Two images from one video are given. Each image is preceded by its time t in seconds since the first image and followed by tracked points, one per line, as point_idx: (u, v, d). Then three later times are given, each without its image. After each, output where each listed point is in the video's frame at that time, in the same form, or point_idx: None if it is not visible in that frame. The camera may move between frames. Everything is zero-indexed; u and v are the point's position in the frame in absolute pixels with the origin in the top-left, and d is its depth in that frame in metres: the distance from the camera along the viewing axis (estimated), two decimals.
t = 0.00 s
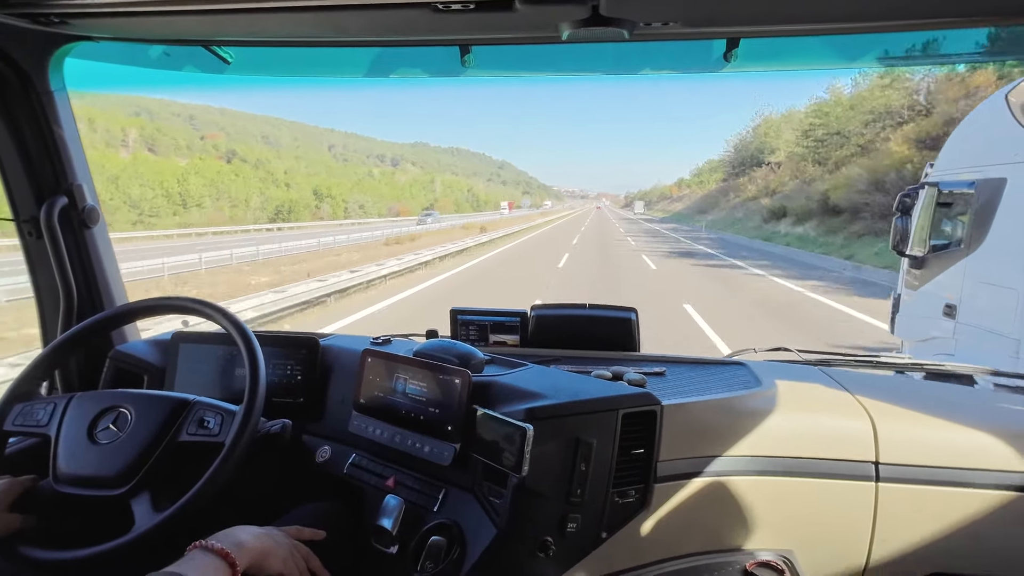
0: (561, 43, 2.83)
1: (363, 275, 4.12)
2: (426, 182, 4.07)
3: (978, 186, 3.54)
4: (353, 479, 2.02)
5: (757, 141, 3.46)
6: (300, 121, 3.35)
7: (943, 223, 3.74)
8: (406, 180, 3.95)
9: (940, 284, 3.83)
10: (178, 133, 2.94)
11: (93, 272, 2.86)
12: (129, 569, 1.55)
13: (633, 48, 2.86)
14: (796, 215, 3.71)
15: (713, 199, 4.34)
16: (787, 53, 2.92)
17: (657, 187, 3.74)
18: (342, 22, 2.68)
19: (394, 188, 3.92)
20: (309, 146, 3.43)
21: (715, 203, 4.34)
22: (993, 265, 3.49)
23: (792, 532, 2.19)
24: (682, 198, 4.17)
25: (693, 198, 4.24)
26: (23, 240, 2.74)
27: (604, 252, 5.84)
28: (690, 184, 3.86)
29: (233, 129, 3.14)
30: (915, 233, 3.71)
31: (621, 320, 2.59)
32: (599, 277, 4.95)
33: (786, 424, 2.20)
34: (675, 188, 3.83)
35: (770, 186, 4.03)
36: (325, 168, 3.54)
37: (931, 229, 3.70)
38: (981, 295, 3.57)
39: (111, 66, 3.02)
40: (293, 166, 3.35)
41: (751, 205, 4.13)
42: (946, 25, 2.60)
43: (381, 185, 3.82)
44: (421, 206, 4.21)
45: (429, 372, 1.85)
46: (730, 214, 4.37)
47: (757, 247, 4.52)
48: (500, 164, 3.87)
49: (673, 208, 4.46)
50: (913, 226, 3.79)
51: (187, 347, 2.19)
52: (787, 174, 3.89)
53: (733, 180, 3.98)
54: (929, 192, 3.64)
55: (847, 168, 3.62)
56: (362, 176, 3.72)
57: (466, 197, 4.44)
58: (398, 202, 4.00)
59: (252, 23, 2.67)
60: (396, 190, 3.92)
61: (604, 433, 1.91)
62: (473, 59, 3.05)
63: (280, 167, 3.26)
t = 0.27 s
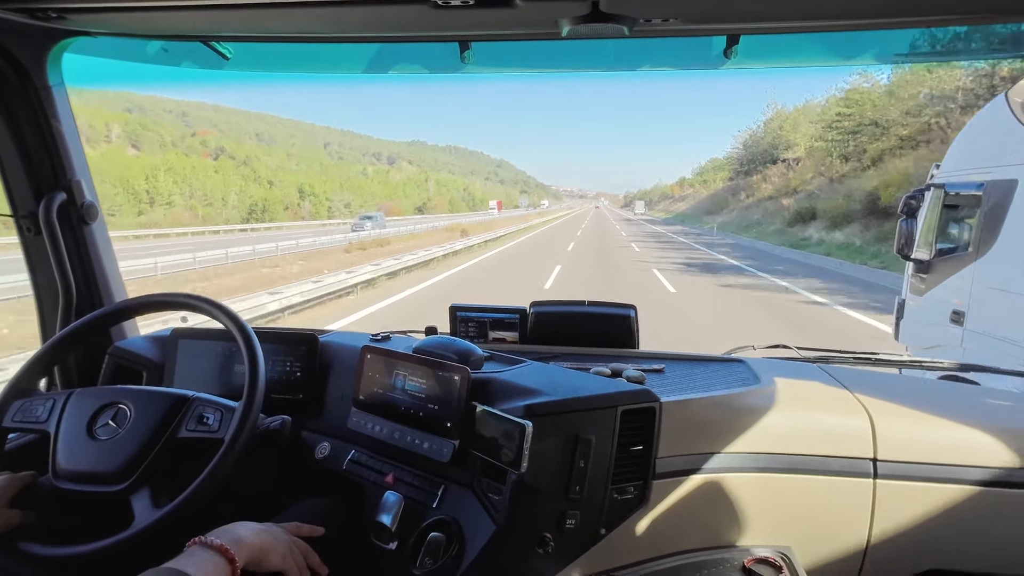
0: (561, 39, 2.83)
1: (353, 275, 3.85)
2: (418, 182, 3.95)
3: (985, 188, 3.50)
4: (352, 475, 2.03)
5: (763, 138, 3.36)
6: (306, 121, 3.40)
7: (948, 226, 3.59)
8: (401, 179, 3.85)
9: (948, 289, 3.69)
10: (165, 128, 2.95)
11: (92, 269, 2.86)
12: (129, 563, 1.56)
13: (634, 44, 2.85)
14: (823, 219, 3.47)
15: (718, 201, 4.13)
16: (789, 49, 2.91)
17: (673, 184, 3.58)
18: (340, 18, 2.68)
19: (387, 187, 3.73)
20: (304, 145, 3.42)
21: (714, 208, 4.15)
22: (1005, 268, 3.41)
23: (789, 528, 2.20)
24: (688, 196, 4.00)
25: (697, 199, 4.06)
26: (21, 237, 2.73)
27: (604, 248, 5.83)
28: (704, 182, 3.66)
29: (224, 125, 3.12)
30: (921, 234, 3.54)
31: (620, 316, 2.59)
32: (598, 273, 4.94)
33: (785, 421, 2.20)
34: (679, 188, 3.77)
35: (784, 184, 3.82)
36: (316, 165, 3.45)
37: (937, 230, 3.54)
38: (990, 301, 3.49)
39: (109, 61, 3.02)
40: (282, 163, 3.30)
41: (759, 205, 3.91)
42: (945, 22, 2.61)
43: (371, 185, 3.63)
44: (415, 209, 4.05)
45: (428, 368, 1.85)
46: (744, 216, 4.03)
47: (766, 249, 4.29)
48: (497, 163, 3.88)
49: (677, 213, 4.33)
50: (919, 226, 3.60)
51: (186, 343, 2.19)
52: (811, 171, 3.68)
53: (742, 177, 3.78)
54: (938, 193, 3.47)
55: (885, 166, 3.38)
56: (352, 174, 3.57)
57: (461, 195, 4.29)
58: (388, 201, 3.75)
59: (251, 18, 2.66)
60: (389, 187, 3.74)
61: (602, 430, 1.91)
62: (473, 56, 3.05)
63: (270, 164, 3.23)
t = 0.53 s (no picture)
0: (560, 40, 2.83)
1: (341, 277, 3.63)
2: (414, 181, 3.63)
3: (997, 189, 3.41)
4: (349, 476, 2.02)
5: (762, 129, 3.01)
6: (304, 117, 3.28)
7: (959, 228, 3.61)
8: (397, 178, 3.54)
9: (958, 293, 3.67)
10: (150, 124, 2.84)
11: (89, 268, 2.86)
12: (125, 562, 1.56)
13: (633, 45, 2.85)
14: (824, 218, 2.97)
15: (726, 200, 3.56)
16: (789, 51, 2.90)
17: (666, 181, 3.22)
18: (340, 18, 2.68)
19: (380, 186, 3.44)
20: (299, 142, 3.25)
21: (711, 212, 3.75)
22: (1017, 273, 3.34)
23: (787, 530, 2.21)
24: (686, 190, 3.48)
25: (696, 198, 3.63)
26: (18, 235, 2.72)
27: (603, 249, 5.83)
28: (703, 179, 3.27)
29: (219, 122, 3.04)
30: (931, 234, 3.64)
31: (618, 318, 2.59)
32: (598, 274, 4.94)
33: (783, 423, 2.20)
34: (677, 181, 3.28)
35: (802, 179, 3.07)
36: (310, 163, 3.24)
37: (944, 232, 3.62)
38: (1001, 305, 3.37)
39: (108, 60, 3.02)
40: (274, 161, 3.13)
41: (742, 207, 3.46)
42: (944, 25, 2.62)
43: (360, 185, 3.36)
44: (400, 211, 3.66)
45: (425, 369, 1.84)
46: (765, 219, 3.30)
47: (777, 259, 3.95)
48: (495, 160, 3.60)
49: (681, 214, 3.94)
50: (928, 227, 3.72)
51: (184, 342, 2.19)
52: (837, 165, 3.01)
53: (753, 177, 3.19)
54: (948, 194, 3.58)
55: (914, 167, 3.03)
56: (344, 172, 3.33)
57: (457, 195, 3.88)
58: (377, 198, 3.43)
59: (251, 18, 2.67)
60: (382, 186, 3.46)
61: (599, 431, 1.91)
62: (472, 56, 3.04)
63: (259, 160, 3.08)
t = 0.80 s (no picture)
0: (559, 41, 2.84)
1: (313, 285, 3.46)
2: (408, 179, 3.56)
3: (1013, 187, 3.41)
4: (347, 476, 2.02)
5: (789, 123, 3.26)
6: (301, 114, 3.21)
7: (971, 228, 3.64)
8: (390, 177, 3.49)
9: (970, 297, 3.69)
10: (133, 118, 2.80)
11: (87, 268, 2.85)
12: (122, 562, 1.56)
13: (632, 46, 2.85)
14: (865, 223, 3.24)
15: (740, 199, 3.79)
16: (788, 52, 2.91)
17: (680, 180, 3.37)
18: (339, 17, 2.68)
19: (368, 182, 3.41)
20: (293, 140, 3.19)
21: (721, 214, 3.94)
22: None
23: (785, 530, 2.21)
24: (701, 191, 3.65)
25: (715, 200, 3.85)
26: (16, 234, 2.72)
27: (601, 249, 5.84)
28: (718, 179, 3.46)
29: (213, 120, 2.97)
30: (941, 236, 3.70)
31: (616, 318, 2.60)
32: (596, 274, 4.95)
33: (781, 423, 2.20)
34: (696, 184, 3.45)
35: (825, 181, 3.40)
36: (303, 163, 3.19)
37: (955, 235, 3.67)
38: (1016, 309, 3.40)
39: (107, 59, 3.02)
40: (264, 158, 3.06)
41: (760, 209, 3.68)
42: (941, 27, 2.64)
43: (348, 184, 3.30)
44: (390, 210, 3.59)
45: (423, 369, 1.85)
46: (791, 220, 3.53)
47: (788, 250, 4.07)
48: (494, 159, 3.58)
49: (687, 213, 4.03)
50: (939, 227, 3.77)
51: (182, 342, 2.19)
52: (872, 159, 3.33)
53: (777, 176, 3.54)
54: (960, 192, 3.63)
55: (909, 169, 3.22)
56: (335, 171, 3.28)
57: (451, 193, 3.82)
58: (366, 195, 3.39)
59: (250, 17, 2.67)
60: (379, 184, 3.45)
61: (598, 431, 1.91)
62: (471, 56, 3.04)
63: (247, 157, 2.99)
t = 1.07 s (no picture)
0: (558, 37, 2.83)
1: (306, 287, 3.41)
2: (403, 178, 3.48)
3: None
4: (347, 473, 2.02)
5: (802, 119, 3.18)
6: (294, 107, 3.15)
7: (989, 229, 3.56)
8: (385, 175, 3.42)
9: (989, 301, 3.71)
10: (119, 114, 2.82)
11: (86, 266, 2.85)
12: (121, 559, 1.56)
13: (631, 43, 2.85)
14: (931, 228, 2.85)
15: (756, 199, 3.40)
16: (788, 49, 2.91)
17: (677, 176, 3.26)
18: (338, 14, 2.67)
19: (358, 180, 3.35)
20: (288, 137, 3.19)
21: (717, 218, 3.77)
22: None
23: (782, 526, 2.23)
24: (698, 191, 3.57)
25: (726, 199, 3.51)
26: (15, 232, 2.72)
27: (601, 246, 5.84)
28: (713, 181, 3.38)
29: (206, 116, 2.98)
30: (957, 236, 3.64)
31: (615, 315, 2.59)
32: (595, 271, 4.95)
33: (780, 420, 2.21)
34: (701, 184, 3.41)
35: (856, 179, 3.08)
36: (292, 160, 3.18)
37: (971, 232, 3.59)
38: None
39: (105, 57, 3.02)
40: (253, 155, 3.09)
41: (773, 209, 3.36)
42: (941, 23, 2.63)
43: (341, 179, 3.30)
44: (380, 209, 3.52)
45: (422, 367, 1.84)
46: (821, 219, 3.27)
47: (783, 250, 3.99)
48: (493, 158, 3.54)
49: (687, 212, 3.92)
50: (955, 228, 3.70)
51: (181, 339, 2.19)
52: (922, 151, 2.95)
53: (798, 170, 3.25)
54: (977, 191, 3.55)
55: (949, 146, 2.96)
56: (329, 168, 3.26)
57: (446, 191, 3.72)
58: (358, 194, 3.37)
59: (248, 14, 2.66)
60: (372, 182, 3.39)
61: (597, 429, 1.92)
62: (470, 53, 3.05)
63: (236, 154, 3.03)
